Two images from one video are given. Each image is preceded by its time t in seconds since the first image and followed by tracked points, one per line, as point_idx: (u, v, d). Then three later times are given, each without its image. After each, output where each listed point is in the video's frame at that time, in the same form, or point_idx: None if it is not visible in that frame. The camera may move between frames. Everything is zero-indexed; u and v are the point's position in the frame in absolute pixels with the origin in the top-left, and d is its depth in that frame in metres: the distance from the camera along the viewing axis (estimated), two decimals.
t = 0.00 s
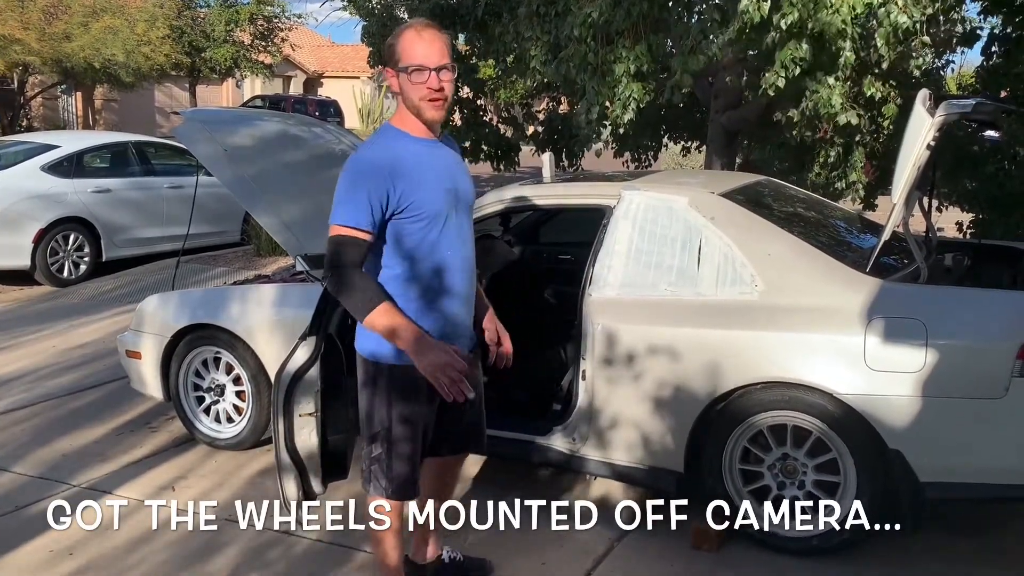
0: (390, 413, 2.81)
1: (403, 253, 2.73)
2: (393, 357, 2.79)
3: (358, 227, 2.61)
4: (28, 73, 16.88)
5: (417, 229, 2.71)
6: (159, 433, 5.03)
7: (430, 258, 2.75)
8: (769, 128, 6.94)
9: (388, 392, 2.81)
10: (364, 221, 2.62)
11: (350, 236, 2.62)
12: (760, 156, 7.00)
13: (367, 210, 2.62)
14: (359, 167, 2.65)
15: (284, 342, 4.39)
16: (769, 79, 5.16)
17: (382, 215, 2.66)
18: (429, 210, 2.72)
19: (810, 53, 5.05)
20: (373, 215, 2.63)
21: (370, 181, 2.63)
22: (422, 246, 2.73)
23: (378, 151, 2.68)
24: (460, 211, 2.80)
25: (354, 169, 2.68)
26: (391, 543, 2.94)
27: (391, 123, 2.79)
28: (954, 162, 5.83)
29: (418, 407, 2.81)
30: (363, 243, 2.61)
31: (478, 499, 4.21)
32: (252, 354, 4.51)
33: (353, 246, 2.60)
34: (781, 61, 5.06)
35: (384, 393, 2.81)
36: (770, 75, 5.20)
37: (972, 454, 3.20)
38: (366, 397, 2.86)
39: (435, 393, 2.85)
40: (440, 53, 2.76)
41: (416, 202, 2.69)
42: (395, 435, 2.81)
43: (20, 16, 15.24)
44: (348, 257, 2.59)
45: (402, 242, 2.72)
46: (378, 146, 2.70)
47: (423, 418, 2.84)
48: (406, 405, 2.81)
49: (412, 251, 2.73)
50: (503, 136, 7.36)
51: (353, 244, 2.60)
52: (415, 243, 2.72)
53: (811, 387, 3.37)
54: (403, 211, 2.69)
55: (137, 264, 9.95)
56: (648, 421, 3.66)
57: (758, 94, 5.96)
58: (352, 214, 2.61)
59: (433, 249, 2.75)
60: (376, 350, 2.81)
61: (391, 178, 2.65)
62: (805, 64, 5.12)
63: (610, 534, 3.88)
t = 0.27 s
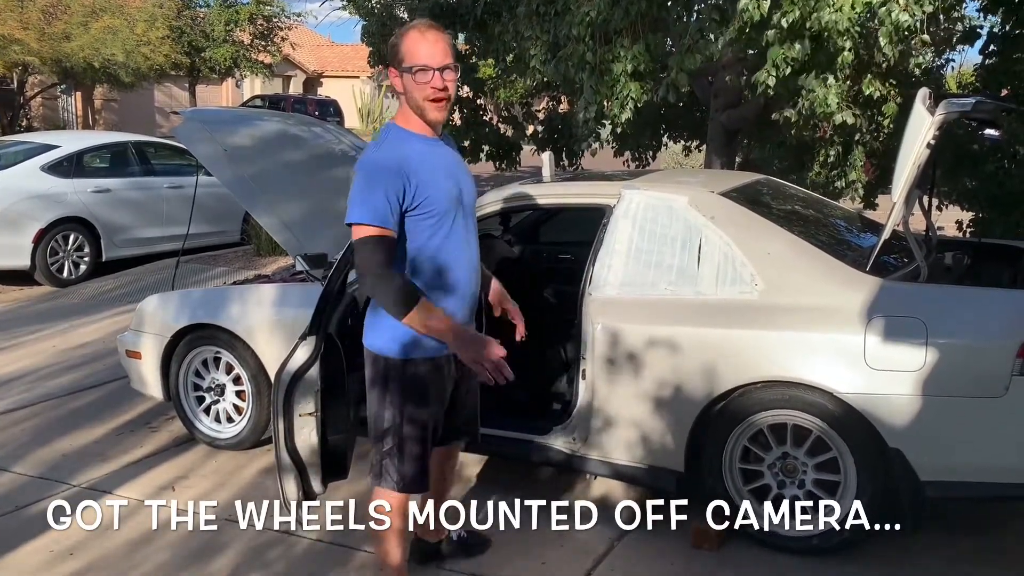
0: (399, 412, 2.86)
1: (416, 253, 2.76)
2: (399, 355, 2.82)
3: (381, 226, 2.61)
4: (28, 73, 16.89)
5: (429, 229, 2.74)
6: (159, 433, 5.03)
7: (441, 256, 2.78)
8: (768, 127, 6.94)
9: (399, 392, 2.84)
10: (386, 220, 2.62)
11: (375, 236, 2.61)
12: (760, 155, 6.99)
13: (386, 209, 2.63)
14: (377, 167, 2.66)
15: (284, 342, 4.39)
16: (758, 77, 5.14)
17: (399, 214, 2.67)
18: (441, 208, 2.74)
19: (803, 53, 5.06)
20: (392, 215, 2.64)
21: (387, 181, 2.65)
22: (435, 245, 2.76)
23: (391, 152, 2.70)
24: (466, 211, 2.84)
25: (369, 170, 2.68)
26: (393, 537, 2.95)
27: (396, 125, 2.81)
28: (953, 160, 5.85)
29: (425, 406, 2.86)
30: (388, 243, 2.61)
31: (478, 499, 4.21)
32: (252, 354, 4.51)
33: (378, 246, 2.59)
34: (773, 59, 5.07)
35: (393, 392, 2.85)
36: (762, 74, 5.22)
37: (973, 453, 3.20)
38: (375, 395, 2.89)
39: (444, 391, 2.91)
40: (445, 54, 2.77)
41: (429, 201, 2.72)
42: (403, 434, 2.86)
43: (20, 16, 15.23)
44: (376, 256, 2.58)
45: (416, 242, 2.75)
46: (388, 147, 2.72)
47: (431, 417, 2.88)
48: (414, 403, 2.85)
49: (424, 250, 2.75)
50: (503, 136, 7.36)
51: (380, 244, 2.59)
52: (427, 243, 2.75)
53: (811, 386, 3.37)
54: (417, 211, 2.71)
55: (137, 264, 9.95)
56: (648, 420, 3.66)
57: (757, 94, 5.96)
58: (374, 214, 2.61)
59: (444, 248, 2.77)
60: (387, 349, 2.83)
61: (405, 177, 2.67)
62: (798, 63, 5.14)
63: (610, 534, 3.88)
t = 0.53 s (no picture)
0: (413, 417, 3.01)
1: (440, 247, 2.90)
2: (420, 358, 2.97)
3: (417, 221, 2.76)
4: (28, 72, 16.88)
5: (451, 223, 2.89)
6: (159, 433, 5.03)
7: (462, 249, 2.92)
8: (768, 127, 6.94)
9: (416, 397, 2.99)
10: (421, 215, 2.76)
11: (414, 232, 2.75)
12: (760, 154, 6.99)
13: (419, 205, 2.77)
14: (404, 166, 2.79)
15: (284, 343, 4.38)
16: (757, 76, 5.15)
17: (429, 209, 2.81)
18: (460, 202, 2.89)
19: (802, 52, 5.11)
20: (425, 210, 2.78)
21: (417, 178, 2.79)
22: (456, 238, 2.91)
23: (411, 152, 2.83)
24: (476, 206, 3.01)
25: (394, 169, 2.80)
26: (398, 540, 3.09)
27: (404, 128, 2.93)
28: (953, 160, 5.84)
29: (439, 413, 3.01)
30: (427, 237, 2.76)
31: (478, 499, 4.21)
32: (252, 354, 4.50)
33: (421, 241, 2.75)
34: (772, 58, 5.08)
35: (411, 396, 3.00)
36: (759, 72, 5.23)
37: (973, 453, 3.20)
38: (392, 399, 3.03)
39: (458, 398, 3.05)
40: (443, 58, 2.89)
41: (451, 196, 2.87)
42: (417, 438, 3.01)
43: (19, 16, 15.23)
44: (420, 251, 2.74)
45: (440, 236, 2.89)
46: (407, 147, 2.85)
47: (444, 425, 3.03)
48: (429, 410, 3.00)
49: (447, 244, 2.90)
50: (503, 136, 7.37)
51: (423, 239, 2.74)
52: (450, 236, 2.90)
53: (810, 385, 3.37)
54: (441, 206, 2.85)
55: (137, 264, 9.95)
56: (648, 420, 3.66)
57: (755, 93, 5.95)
58: (411, 210, 2.76)
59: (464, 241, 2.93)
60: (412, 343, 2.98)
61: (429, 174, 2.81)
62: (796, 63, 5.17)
63: (610, 534, 3.88)
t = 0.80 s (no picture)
0: (423, 418, 3.02)
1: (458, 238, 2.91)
2: (430, 359, 2.97)
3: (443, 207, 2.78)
4: (27, 72, 16.87)
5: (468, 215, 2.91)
6: (159, 434, 5.03)
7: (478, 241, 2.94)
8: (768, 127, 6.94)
9: (427, 399, 3.01)
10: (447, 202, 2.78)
11: (442, 217, 2.77)
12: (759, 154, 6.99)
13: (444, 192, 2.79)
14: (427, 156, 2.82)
15: (284, 343, 4.38)
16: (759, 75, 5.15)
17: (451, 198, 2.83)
18: (473, 198, 2.92)
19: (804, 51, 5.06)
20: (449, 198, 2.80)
21: (440, 167, 2.81)
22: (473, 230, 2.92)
23: (431, 144, 2.86)
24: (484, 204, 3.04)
25: (416, 160, 2.82)
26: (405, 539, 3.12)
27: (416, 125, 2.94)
28: (953, 159, 5.83)
29: (449, 414, 3.02)
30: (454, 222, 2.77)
31: (478, 498, 4.20)
32: (252, 354, 4.50)
33: (448, 226, 2.76)
34: (775, 58, 5.07)
35: (421, 397, 3.02)
36: (762, 72, 5.24)
37: (973, 452, 3.20)
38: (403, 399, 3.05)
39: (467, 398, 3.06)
40: (454, 59, 2.89)
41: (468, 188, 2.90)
42: (429, 439, 3.03)
43: (19, 16, 15.23)
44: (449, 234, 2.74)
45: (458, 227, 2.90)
46: (426, 140, 2.87)
47: (454, 426, 3.04)
48: (439, 411, 3.01)
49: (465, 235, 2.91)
50: (502, 135, 7.36)
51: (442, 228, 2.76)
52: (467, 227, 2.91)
53: (810, 385, 3.37)
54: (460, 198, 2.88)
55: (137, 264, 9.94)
56: (648, 420, 3.66)
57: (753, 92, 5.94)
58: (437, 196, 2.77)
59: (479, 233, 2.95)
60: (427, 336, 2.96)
61: (450, 165, 2.84)
62: (799, 62, 5.13)
63: (611, 533, 3.88)
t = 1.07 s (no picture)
0: (424, 418, 3.02)
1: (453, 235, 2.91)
2: (429, 358, 2.97)
3: (436, 204, 2.78)
4: (26, 72, 16.86)
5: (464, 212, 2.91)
6: (159, 434, 5.03)
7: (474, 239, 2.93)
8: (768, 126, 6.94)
9: (427, 397, 3.01)
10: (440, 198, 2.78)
11: (435, 214, 2.77)
12: (759, 153, 6.98)
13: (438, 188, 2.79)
14: (422, 153, 2.82)
15: (284, 342, 4.38)
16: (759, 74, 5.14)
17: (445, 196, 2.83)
18: (472, 195, 2.92)
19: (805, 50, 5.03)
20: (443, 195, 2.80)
21: (434, 164, 2.81)
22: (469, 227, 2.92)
23: (427, 142, 2.86)
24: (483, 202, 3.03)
25: (411, 157, 2.83)
26: (409, 538, 3.11)
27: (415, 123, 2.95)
28: (952, 157, 5.81)
29: (449, 413, 3.01)
30: (445, 220, 2.77)
31: (478, 498, 4.20)
32: (251, 354, 4.50)
33: (439, 223, 2.76)
34: (777, 57, 5.07)
35: (421, 397, 3.02)
36: (763, 72, 5.32)
37: (973, 451, 3.19)
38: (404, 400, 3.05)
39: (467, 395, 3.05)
40: (455, 59, 2.88)
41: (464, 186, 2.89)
42: (431, 436, 3.03)
43: (19, 16, 15.22)
44: (440, 232, 2.74)
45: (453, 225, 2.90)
46: (422, 138, 2.87)
47: (454, 424, 3.03)
48: (440, 410, 3.01)
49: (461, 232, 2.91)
50: (501, 134, 7.30)
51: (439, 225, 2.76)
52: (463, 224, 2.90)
53: (810, 384, 3.37)
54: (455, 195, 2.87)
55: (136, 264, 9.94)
56: (647, 419, 3.66)
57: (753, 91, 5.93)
58: (430, 193, 2.77)
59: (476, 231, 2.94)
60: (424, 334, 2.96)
61: (445, 162, 2.84)
62: (799, 61, 5.12)
63: (611, 532, 3.87)
